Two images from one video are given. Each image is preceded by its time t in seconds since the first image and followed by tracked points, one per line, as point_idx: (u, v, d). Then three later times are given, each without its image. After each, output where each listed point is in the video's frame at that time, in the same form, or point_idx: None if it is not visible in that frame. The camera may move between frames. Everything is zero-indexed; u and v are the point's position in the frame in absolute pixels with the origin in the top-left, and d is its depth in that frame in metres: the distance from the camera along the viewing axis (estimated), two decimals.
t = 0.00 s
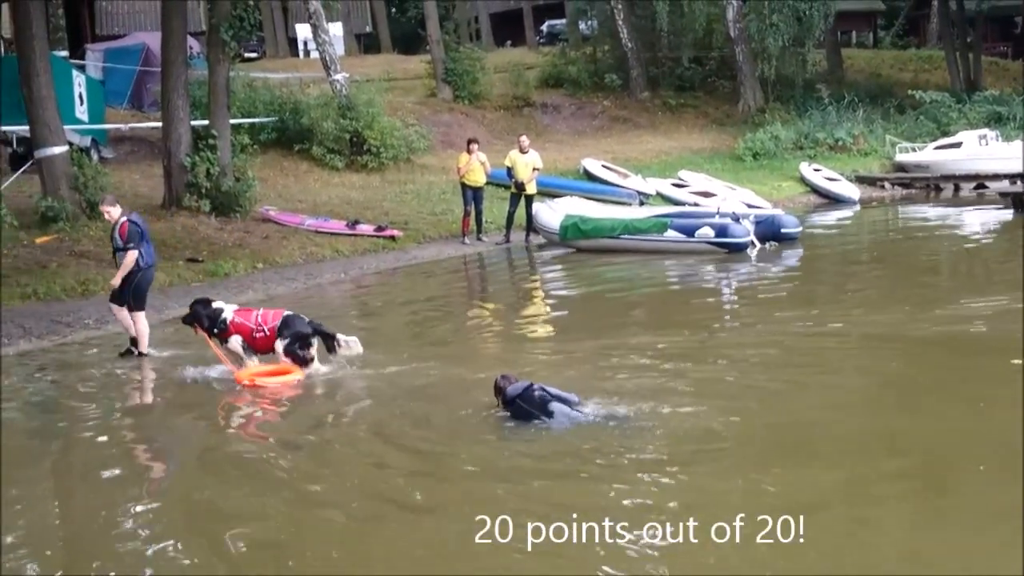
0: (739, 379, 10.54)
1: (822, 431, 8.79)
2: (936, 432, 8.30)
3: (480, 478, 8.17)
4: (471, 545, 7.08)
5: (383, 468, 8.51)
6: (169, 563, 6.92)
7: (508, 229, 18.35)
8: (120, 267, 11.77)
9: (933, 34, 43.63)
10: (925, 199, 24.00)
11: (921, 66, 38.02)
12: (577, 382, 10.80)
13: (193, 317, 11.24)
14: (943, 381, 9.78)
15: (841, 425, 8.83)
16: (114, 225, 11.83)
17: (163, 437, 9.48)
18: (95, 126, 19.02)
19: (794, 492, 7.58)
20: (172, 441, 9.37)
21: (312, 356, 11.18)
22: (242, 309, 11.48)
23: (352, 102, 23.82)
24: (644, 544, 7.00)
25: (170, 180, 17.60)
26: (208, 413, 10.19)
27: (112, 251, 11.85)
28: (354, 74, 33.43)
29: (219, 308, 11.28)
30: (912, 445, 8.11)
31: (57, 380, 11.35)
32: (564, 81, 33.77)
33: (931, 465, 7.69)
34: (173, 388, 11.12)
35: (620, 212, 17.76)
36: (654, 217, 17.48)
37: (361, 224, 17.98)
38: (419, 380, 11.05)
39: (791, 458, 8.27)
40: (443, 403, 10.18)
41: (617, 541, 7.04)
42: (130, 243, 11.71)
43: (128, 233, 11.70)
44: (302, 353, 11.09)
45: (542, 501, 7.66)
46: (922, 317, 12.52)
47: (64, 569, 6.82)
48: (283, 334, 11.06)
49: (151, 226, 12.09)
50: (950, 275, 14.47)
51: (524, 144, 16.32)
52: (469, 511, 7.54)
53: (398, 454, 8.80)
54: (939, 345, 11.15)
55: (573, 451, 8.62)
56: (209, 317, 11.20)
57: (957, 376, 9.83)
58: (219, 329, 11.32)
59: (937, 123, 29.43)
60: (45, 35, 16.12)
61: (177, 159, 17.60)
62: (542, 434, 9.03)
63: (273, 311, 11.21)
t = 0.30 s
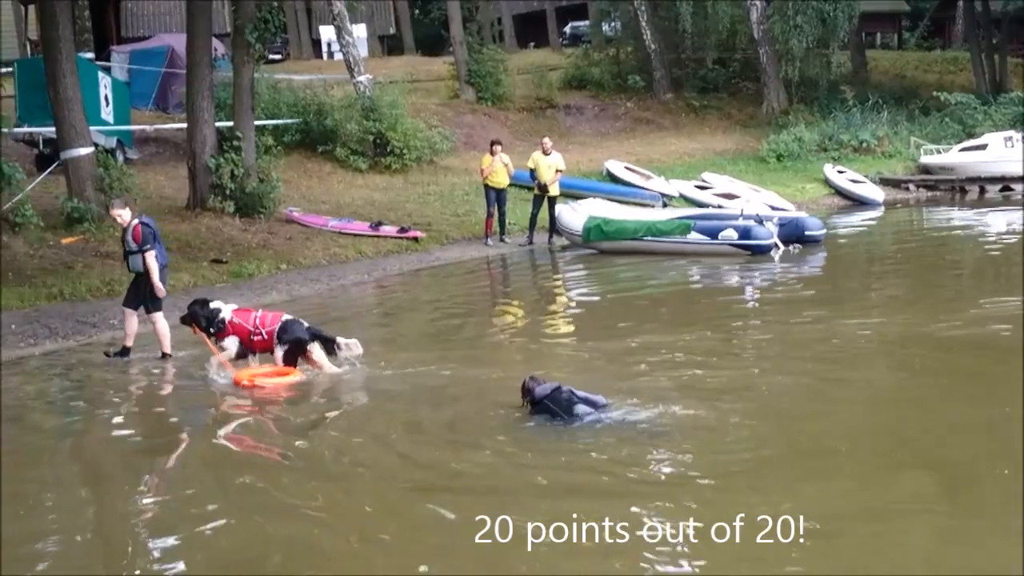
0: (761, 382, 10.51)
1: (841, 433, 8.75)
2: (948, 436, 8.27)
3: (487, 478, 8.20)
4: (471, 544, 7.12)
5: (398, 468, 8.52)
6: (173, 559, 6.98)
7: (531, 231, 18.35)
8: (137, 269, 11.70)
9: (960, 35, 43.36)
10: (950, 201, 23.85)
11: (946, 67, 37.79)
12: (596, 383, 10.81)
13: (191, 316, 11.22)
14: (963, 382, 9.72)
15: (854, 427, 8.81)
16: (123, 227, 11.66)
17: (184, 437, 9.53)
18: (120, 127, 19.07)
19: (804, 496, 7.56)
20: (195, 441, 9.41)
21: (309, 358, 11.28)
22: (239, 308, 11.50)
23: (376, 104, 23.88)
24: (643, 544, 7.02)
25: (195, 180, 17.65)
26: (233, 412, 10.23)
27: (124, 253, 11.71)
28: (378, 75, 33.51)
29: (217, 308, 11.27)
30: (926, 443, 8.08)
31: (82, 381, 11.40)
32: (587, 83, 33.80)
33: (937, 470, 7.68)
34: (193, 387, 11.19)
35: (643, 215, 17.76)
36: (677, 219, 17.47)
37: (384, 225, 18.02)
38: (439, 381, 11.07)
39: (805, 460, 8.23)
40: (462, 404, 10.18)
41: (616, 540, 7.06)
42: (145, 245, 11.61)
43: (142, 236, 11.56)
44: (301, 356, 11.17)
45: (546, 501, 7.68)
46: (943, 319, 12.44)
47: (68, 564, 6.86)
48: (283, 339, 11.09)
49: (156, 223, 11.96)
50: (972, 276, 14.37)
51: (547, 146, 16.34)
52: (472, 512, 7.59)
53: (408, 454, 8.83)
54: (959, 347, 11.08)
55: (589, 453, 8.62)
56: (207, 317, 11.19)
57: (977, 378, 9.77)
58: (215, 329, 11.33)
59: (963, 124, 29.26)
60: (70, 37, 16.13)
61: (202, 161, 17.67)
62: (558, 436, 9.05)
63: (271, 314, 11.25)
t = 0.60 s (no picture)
0: (785, 386, 10.48)
1: (861, 437, 8.71)
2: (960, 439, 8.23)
3: (494, 480, 8.23)
4: (472, 545, 7.15)
5: (408, 468, 8.57)
6: (179, 552, 7.10)
7: (556, 233, 18.35)
8: (146, 272, 11.93)
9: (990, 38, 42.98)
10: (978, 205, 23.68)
11: (974, 71, 37.47)
12: (618, 385, 10.80)
13: (186, 322, 11.49)
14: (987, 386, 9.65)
15: (869, 431, 8.77)
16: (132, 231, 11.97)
17: (208, 435, 9.59)
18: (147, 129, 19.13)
19: (811, 497, 7.58)
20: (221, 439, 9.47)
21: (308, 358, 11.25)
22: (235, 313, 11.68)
23: (402, 106, 23.92)
24: (643, 545, 7.06)
25: (222, 182, 17.74)
26: (257, 413, 10.27)
27: (134, 257, 11.97)
28: (405, 78, 33.59)
29: (211, 313, 11.52)
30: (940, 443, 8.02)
31: (109, 381, 11.47)
32: (613, 85, 33.82)
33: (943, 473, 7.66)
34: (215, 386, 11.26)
35: (669, 218, 17.73)
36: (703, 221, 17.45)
37: (409, 228, 18.06)
38: (462, 383, 11.09)
39: (818, 462, 8.23)
40: (484, 407, 10.18)
41: (615, 540, 7.10)
42: (153, 248, 11.88)
43: (150, 238, 11.85)
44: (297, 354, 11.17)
45: (548, 502, 7.72)
46: (967, 322, 12.35)
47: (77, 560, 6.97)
48: (278, 336, 11.17)
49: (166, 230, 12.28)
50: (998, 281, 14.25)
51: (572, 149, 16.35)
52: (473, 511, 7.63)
53: (419, 455, 8.87)
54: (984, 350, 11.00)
55: (607, 457, 8.62)
56: (200, 322, 11.44)
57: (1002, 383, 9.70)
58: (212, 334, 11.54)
59: (991, 128, 29.02)
60: (100, 40, 16.20)
61: (229, 163, 17.76)
62: (576, 439, 9.06)
63: (264, 314, 11.34)
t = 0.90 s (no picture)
0: (812, 390, 10.43)
1: (884, 443, 8.64)
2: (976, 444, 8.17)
3: (504, 481, 8.26)
4: (471, 544, 7.17)
5: (419, 469, 8.61)
6: (184, 543, 7.24)
7: (584, 236, 18.35)
8: (158, 268, 12.08)
9: None
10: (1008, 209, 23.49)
11: (1006, 73, 37.12)
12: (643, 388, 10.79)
13: (187, 320, 11.51)
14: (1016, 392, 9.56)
15: (889, 438, 8.72)
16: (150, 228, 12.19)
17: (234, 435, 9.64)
18: (177, 130, 19.30)
19: (819, 502, 7.59)
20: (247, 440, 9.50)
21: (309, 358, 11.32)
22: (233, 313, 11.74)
23: (430, 108, 24.00)
24: (643, 543, 7.09)
25: (252, 184, 17.84)
26: (281, 412, 10.32)
27: (149, 254, 12.17)
28: (433, 80, 33.68)
29: (211, 312, 11.56)
30: (955, 449, 7.97)
31: (139, 381, 11.54)
32: (641, 88, 33.83)
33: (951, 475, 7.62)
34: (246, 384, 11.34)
35: (696, 220, 17.71)
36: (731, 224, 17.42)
37: (437, 230, 18.10)
38: (487, 385, 11.10)
39: (831, 468, 8.21)
40: (506, 409, 10.16)
41: (616, 540, 7.13)
42: (166, 244, 12.06)
43: (163, 234, 12.04)
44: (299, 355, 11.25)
45: (551, 504, 7.74)
46: (996, 328, 12.23)
47: (85, 549, 7.07)
48: (280, 338, 11.25)
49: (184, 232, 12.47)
50: None
51: (600, 152, 16.35)
52: (474, 512, 7.67)
53: (432, 456, 8.91)
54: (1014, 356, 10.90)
55: (625, 460, 8.59)
56: (202, 321, 11.49)
57: None
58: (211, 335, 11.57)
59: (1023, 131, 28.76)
60: (130, 42, 16.31)
61: (258, 164, 17.86)
62: (599, 439, 9.07)
63: (266, 314, 11.44)
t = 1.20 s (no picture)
0: (838, 393, 10.39)
1: (903, 448, 8.60)
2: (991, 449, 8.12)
3: (514, 481, 8.28)
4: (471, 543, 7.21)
5: (431, 468, 8.65)
6: (190, 534, 7.35)
7: (611, 239, 18.33)
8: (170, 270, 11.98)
9: None
10: None
11: None
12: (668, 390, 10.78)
13: (188, 321, 11.47)
14: None
15: (909, 443, 8.67)
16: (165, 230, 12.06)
17: (259, 433, 9.69)
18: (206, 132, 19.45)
19: (826, 506, 7.61)
20: (273, 437, 9.53)
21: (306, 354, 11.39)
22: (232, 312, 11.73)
23: (458, 111, 24.08)
24: (642, 542, 7.13)
25: (280, 186, 17.92)
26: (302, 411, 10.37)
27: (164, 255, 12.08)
28: (462, 82, 33.77)
29: (212, 312, 11.53)
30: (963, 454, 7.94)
31: (167, 380, 11.59)
32: (669, 91, 33.82)
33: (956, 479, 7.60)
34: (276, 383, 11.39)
35: (723, 224, 17.68)
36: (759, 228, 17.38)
37: (464, 232, 18.13)
38: (510, 387, 11.11)
39: (845, 473, 8.19)
40: (529, 411, 10.15)
41: (616, 540, 7.17)
42: (177, 248, 11.91)
43: (174, 238, 11.89)
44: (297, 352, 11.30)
45: (555, 503, 7.78)
46: None
47: (96, 543, 7.15)
48: (278, 335, 11.28)
49: (200, 234, 12.25)
50: None
51: (628, 155, 16.35)
52: (477, 511, 7.70)
53: (445, 456, 8.94)
54: None
55: (643, 462, 8.59)
56: (203, 322, 11.45)
57: None
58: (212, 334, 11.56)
59: None
60: (161, 45, 16.43)
61: (286, 166, 17.94)
62: (622, 442, 9.08)
63: (264, 313, 11.47)
